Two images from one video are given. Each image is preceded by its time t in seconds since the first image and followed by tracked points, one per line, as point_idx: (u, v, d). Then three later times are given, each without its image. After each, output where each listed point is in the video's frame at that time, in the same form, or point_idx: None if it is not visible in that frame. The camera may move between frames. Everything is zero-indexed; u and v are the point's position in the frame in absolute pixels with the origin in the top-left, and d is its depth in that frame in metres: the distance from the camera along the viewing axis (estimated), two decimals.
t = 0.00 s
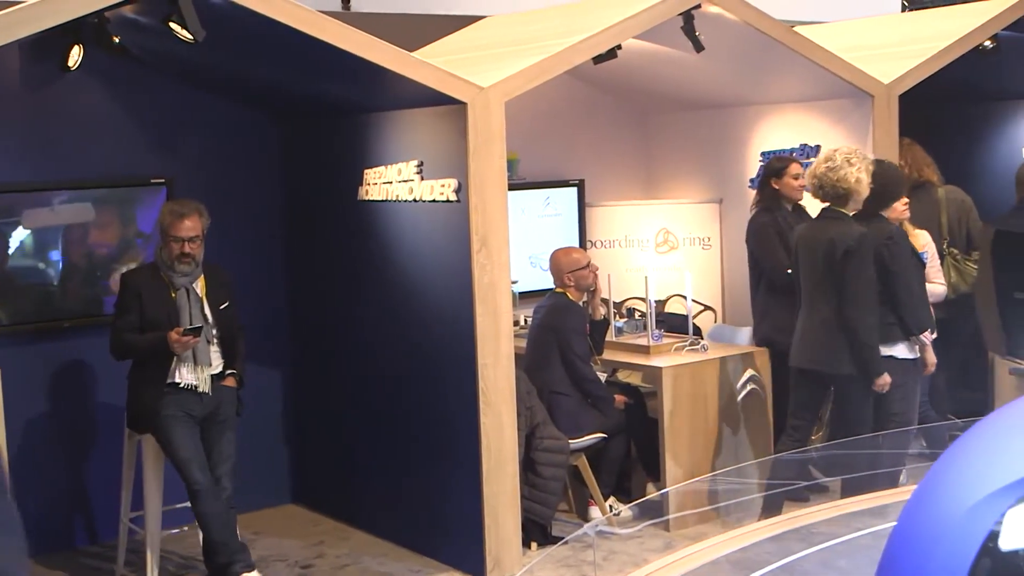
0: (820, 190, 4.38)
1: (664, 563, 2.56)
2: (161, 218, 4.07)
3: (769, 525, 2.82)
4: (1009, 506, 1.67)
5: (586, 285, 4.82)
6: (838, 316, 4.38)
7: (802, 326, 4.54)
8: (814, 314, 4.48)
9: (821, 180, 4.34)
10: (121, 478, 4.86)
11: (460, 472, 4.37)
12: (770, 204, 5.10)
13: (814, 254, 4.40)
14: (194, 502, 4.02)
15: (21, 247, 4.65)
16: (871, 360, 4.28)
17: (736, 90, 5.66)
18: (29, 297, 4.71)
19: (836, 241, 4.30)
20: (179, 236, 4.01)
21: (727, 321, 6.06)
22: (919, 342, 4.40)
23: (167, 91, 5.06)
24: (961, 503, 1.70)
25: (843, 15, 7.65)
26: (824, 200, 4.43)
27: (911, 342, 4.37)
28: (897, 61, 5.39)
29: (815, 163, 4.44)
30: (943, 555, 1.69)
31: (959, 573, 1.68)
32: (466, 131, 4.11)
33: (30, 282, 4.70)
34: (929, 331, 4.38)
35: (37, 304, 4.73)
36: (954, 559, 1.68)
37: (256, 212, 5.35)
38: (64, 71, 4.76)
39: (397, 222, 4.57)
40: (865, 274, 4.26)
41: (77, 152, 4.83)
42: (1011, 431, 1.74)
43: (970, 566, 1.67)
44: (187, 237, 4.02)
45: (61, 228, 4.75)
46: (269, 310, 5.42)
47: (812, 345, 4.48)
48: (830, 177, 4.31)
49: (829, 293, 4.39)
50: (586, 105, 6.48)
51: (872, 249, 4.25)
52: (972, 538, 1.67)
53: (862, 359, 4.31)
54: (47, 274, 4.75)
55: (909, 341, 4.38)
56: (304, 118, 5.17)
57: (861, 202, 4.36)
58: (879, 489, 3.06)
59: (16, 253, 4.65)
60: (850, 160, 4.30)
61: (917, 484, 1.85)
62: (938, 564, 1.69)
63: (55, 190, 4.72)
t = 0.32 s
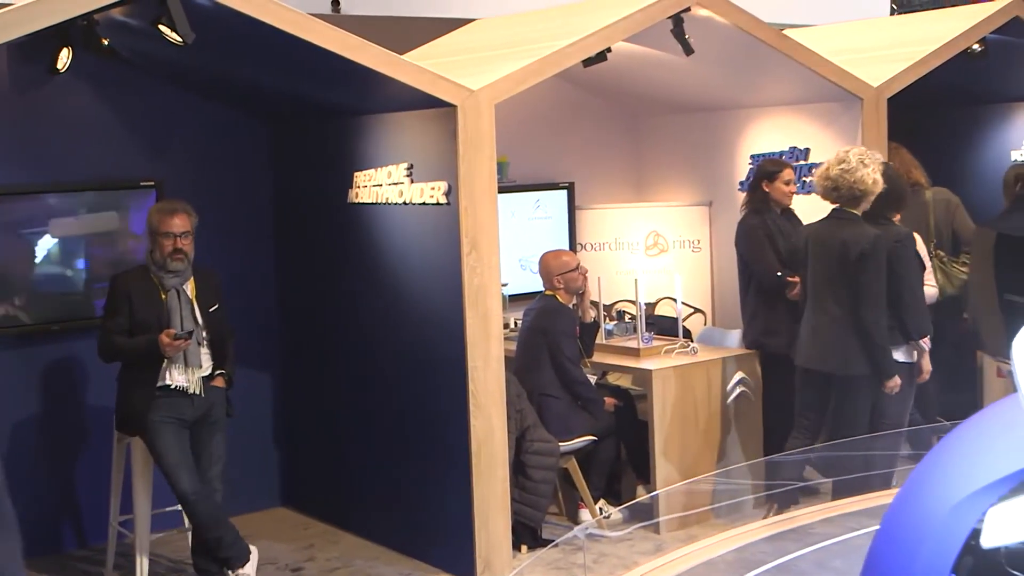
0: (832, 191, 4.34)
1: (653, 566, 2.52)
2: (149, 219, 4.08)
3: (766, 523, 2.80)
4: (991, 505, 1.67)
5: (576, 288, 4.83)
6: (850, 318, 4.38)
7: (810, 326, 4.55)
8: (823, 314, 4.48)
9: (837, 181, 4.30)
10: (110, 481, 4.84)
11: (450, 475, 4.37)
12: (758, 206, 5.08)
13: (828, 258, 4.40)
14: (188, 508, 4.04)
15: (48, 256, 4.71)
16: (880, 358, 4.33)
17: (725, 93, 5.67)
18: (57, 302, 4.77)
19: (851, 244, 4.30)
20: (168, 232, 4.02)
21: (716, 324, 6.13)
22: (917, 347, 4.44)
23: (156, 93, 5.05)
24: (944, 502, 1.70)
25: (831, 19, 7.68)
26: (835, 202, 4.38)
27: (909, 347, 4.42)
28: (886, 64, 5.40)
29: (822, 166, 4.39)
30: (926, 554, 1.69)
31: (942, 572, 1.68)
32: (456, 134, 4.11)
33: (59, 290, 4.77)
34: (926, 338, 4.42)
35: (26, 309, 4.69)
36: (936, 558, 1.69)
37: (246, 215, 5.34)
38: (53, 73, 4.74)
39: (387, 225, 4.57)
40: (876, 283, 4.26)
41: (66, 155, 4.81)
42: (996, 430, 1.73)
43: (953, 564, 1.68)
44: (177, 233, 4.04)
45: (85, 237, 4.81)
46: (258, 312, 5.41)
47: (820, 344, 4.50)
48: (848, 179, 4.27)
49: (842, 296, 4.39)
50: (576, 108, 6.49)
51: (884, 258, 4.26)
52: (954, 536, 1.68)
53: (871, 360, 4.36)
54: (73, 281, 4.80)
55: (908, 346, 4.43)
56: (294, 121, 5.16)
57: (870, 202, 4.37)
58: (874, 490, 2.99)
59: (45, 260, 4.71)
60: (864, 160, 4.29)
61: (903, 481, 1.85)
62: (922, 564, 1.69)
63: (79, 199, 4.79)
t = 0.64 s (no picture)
0: (824, 195, 4.29)
1: (643, 569, 2.51)
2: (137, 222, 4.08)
3: (749, 528, 2.78)
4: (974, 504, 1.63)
5: (564, 291, 4.83)
6: (844, 318, 4.38)
7: (799, 331, 4.55)
8: (814, 315, 4.47)
9: (830, 185, 4.26)
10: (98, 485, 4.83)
11: (439, 478, 4.37)
12: (745, 209, 5.10)
13: (816, 262, 4.40)
14: (171, 516, 4.03)
15: (49, 256, 4.72)
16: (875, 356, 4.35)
17: (714, 96, 5.68)
18: (61, 301, 4.78)
19: (840, 246, 4.30)
20: (157, 236, 4.03)
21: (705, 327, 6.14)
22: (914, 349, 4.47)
23: (143, 96, 5.04)
24: (927, 502, 1.67)
25: (818, 22, 7.70)
26: (824, 207, 4.33)
27: (906, 348, 4.44)
28: (873, 67, 5.42)
29: (807, 171, 4.34)
30: (908, 554, 1.66)
31: (923, 572, 1.65)
32: (444, 136, 4.10)
33: (63, 290, 4.78)
34: (925, 339, 4.47)
35: (11, 313, 4.65)
36: (918, 558, 1.65)
37: (234, 218, 5.33)
38: (40, 76, 4.71)
39: (375, 228, 4.57)
40: (867, 283, 4.30)
41: (54, 157, 4.79)
42: (981, 429, 1.71)
43: (934, 564, 1.65)
44: (166, 236, 4.04)
45: (87, 237, 4.82)
46: (246, 315, 5.40)
47: (812, 346, 4.48)
48: (841, 182, 4.23)
49: (833, 298, 4.40)
50: (565, 110, 6.50)
51: (874, 263, 4.28)
52: (936, 535, 1.64)
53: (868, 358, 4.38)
54: (76, 281, 4.81)
55: (904, 347, 4.44)
56: (282, 123, 5.15)
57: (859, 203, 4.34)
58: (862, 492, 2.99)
59: (48, 262, 4.72)
60: (853, 163, 4.27)
61: (889, 482, 1.82)
62: (904, 564, 1.66)
63: (80, 199, 4.80)
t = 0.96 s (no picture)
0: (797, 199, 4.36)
1: (635, 571, 2.51)
2: (130, 224, 4.06)
3: (742, 530, 2.78)
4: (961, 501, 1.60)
5: (557, 293, 4.83)
6: (829, 324, 4.44)
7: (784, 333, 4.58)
8: (801, 317, 4.52)
9: (804, 190, 4.33)
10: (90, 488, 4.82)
11: (432, 480, 4.36)
12: (738, 211, 5.11)
13: (795, 264, 4.46)
14: (165, 519, 4.03)
15: (41, 255, 4.70)
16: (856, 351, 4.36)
17: (707, 98, 5.69)
18: (53, 300, 4.76)
19: (816, 250, 4.36)
20: (150, 238, 4.00)
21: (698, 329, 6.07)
22: (905, 351, 4.44)
23: (135, 99, 5.03)
24: (915, 501, 1.63)
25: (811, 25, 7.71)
26: (799, 209, 4.41)
27: (897, 351, 4.41)
28: (865, 69, 5.43)
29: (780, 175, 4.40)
30: (895, 553, 1.62)
31: (910, 572, 1.61)
32: (437, 139, 4.10)
33: (55, 290, 4.77)
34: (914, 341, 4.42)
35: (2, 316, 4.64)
36: (905, 558, 1.61)
37: (226, 220, 5.32)
38: (31, 78, 4.70)
39: (368, 230, 4.56)
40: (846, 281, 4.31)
41: (45, 159, 4.78)
42: (966, 428, 1.68)
43: (921, 564, 1.61)
44: (159, 238, 4.03)
45: (79, 236, 4.81)
46: (238, 317, 5.39)
47: (795, 351, 4.55)
48: (814, 186, 4.30)
49: (815, 301, 4.46)
50: (558, 112, 6.51)
51: (855, 262, 4.30)
52: (923, 533, 1.61)
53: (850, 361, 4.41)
54: (69, 280, 4.80)
55: (896, 350, 4.42)
56: (275, 126, 5.15)
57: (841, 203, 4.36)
58: (851, 497, 2.96)
59: (42, 262, 4.71)
60: (825, 165, 4.33)
61: (877, 483, 1.79)
62: (891, 561, 1.62)
63: (70, 199, 4.79)
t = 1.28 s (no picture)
0: (765, 203, 4.50)
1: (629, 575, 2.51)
2: (122, 227, 4.06)
3: (733, 535, 2.78)
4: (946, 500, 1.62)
5: (548, 296, 4.84)
6: (806, 327, 4.53)
7: (766, 338, 4.68)
8: (781, 321, 4.61)
9: (769, 193, 4.47)
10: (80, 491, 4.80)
11: (423, 484, 4.36)
12: (729, 214, 5.12)
13: (773, 269, 4.55)
14: (153, 524, 4.01)
15: (30, 257, 4.69)
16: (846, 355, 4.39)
17: (698, 101, 5.70)
18: (43, 304, 4.75)
19: (789, 252, 4.47)
20: (144, 241, 4.02)
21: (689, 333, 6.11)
22: (898, 356, 4.43)
23: (126, 101, 5.02)
24: (901, 500, 1.64)
25: (802, 29, 7.72)
26: (770, 213, 4.53)
27: (890, 356, 4.41)
28: (855, 73, 5.45)
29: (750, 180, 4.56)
30: (881, 551, 1.64)
31: (894, 569, 1.63)
32: (428, 141, 4.10)
33: (42, 291, 4.75)
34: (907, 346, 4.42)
35: None
36: (890, 556, 1.63)
37: (217, 223, 5.32)
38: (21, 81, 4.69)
39: (359, 233, 4.56)
40: (820, 282, 4.39)
41: (35, 162, 4.76)
42: (952, 427, 1.69)
43: (906, 562, 1.62)
44: (152, 241, 4.04)
45: (68, 238, 4.79)
46: (229, 321, 5.38)
47: (778, 354, 4.63)
48: (778, 189, 4.44)
49: (792, 304, 4.55)
50: (550, 114, 6.52)
51: (851, 264, 4.30)
52: (909, 532, 1.62)
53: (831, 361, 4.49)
54: (58, 282, 4.78)
55: (888, 355, 4.41)
56: (266, 129, 5.14)
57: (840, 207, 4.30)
58: (839, 499, 2.95)
59: (27, 262, 4.68)
60: (793, 170, 4.47)
61: (865, 481, 1.80)
62: (877, 560, 1.64)
63: (59, 201, 4.77)
